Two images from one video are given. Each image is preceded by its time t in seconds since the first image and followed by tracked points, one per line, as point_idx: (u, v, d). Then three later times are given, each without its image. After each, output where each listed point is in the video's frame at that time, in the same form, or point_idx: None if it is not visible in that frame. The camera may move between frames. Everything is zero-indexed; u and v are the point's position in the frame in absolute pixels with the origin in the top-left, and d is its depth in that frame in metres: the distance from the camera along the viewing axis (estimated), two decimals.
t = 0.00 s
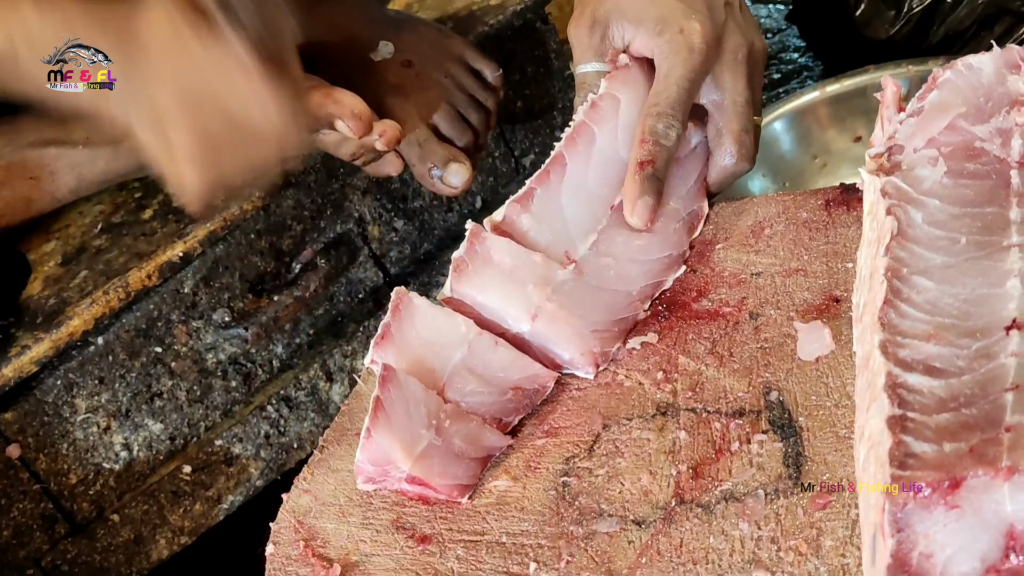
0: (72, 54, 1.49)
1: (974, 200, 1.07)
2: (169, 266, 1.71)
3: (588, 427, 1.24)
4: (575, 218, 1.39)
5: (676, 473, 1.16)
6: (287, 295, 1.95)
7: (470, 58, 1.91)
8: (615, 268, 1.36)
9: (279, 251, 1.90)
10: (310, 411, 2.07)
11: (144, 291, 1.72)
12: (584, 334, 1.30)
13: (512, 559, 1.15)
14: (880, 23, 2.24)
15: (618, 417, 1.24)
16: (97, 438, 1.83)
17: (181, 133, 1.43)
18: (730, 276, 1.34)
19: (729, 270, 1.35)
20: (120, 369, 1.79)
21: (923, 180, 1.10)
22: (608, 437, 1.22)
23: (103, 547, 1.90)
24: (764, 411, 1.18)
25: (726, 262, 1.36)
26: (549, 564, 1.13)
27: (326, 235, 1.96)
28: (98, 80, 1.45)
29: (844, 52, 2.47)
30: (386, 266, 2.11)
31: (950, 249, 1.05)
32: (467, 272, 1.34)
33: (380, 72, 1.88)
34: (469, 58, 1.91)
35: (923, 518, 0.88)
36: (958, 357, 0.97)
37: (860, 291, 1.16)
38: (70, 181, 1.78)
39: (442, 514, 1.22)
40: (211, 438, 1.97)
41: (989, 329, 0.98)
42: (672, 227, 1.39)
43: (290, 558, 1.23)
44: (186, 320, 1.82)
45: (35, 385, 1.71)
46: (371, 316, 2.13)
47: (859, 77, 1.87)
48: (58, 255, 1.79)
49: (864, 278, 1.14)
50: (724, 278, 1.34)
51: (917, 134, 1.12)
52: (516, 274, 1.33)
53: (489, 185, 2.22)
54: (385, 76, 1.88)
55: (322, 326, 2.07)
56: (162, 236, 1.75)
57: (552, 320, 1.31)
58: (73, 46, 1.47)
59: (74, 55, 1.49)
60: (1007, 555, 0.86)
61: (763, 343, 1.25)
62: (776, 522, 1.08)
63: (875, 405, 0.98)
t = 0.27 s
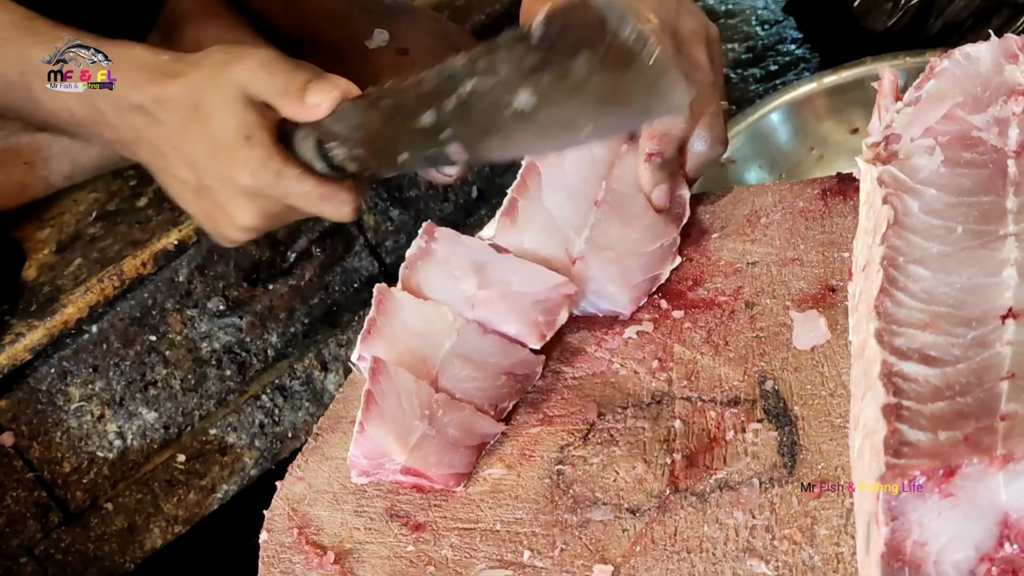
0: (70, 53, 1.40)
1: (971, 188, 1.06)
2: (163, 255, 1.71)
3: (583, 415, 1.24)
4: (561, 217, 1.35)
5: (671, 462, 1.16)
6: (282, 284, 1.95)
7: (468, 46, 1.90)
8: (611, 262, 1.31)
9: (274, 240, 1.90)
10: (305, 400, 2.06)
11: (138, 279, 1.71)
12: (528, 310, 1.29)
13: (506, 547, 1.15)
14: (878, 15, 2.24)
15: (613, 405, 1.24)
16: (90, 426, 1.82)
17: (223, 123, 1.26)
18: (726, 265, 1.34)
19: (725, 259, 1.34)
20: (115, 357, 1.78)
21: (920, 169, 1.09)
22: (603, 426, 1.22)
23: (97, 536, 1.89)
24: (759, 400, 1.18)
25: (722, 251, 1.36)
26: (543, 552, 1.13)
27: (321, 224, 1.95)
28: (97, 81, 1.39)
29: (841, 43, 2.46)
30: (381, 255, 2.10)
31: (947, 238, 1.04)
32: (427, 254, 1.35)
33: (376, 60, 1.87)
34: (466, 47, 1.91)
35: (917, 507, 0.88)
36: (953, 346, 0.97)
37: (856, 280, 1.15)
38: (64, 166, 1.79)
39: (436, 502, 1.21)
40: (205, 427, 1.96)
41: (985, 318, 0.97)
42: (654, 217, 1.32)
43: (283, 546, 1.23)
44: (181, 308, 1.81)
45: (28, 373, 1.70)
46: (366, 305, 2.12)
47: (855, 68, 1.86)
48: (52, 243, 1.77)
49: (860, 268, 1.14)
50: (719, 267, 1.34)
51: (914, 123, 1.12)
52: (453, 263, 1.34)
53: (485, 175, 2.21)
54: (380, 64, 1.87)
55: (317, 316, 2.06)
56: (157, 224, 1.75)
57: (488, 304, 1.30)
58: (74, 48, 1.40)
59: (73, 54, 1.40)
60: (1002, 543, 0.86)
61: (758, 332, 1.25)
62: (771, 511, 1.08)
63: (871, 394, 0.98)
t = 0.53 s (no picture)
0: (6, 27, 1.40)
1: (968, 179, 1.06)
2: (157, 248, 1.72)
3: (578, 406, 1.24)
4: (557, 212, 1.36)
5: (666, 453, 1.16)
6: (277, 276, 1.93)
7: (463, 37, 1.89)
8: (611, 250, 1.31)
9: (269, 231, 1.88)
10: (300, 392, 2.02)
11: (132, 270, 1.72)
12: (527, 301, 1.28)
13: (501, 538, 1.15)
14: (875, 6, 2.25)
15: (608, 396, 1.24)
16: (85, 418, 1.83)
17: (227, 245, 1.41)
18: (721, 256, 1.33)
19: (721, 250, 1.34)
20: (109, 348, 1.79)
21: (916, 160, 1.09)
22: (597, 417, 1.22)
23: (91, 528, 1.88)
24: (754, 391, 1.18)
25: (718, 242, 1.35)
26: (537, 543, 1.13)
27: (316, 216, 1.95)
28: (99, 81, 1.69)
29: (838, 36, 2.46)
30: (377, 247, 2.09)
31: (943, 228, 1.04)
32: (425, 246, 1.32)
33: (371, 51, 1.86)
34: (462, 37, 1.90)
35: (913, 497, 0.87)
36: (949, 336, 0.97)
37: (852, 270, 1.15)
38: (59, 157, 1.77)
39: (430, 493, 1.21)
40: (200, 419, 1.94)
41: (981, 309, 0.97)
42: (653, 208, 1.34)
43: (277, 536, 1.22)
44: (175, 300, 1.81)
45: (23, 363, 1.73)
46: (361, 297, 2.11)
47: (852, 60, 1.86)
48: (47, 234, 1.75)
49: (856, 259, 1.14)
50: (715, 258, 1.33)
51: (910, 114, 1.11)
52: (450, 254, 1.32)
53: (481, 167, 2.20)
54: (376, 54, 1.86)
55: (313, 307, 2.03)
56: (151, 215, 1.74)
57: (487, 296, 1.29)
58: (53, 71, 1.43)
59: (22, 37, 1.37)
60: (997, 534, 0.86)
61: (754, 323, 1.24)
62: (766, 502, 1.08)
63: (866, 384, 0.98)
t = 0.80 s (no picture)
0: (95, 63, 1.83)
1: (961, 177, 1.06)
2: (151, 244, 1.70)
3: (571, 404, 1.24)
4: (558, 209, 1.34)
5: (659, 452, 1.16)
6: (271, 273, 1.93)
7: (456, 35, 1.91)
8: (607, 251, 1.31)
9: (264, 229, 1.88)
10: (295, 388, 2.05)
11: (127, 268, 1.70)
12: (522, 304, 1.27)
13: (493, 536, 1.15)
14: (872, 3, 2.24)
15: (602, 394, 1.24)
16: (79, 415, 1.81)
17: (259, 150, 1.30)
18: (715, 254, 1.33)
19: (714, 248, 1.34)
20: (103, 346, 1.77)
21: (910, 158, 1.09)
22: (591, 416, 1.22)
23: (85, 525, 1.88)
24: (747, 389, 1.18)
25: (711, 240, 1.35)
26: (530, 541, 1.13)
27: (311, 213, 1.94)
28: (97, 81, 1.81)
29: (834, 33, 2.45)
30: (371, 244, 2.09)
31: (935, 227, 1.04)
32: (423, 242, 1.34)
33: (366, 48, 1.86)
34: (455, 35, 1.91)
35: (904, 498, 0.87)
36: (941, 336, 0.97)
37: (845, 269, 1.15)
38: (52, 154, 1.77)
39: (424, 492, 1.21)
40: (195, 416, 1.95)
41: (973, 308, 0.97)
42: (651, 209, 1.34)
43: (269, 535, 1.22)
44: (170, 296, 1.80)
45: (16, 361, 1.69)
46: (356, 294, 2.11)
47: (850, 57, 1.85)
48: (41, 231, 1.76)
49: (849, 257, 1.14)
50: (709, 256, 1.33)
51: (904, 112, 1.11)
52: (447, 252, 1.33)
53: (476, 164, 2.20)
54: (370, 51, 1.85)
55: (307, 305, 2.03)
56: (145, 212, 1.74)
57: (485, 295, 1.29)
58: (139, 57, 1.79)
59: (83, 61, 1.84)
60: (988, 533, 0.86)
61: (747, 321, 1.24)
62: (759, 501, 1.08)
63: (858, 383, 0.98)
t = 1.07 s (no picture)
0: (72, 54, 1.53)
1: (956, 173, 1.06)
2: (150, 240, 1.73)
3: (569, 400, 1.24)
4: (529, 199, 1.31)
5: (656, 447, 1.16)
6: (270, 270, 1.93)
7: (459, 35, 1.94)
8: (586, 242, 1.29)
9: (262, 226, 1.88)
10: (294, 385, 2.04)
11: (126, 265, 1.73)
12: (521, 293, 1.28)
13: (492, 531, 1.15)
14: None
15: (599, 389, 1.24)
16: (78, 412, 1.83)
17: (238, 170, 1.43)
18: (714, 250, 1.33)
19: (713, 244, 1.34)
20: (103, 343, 1.79)
21: (905, 154, 1.09)
22: (588, 411, 1.22)
23: (84, 522, 1.88)
24: (744, 384, 1.18)
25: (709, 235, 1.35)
26: (528, 536, 1.14)
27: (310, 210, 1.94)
28: (97, 81, 1.48)
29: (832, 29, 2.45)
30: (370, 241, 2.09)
31: (931, 222, 1.04)
32: (411, 241, 1.31)
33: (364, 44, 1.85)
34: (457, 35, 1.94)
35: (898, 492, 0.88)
36: (936, 330, 0.97)
37: (841, 264, 1.15)
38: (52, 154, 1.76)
39: (422, 487, 1.21)
40: (194, 413, 1.94)
41: (968, 303, 0.97)
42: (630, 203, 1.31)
43: (269, 530, 1.23)
44: (168, 293, 1.83)
45: (16, 358, 1.74)
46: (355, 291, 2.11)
47: (847, 54, 1.85)
48: (39, 229, 1.76)
49: (846, 252, 1.14)
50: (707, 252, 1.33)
51: (901, 107, 1.11)
52: (437, 247, 1.30)
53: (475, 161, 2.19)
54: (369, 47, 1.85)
55: (306, 301, 2.03)
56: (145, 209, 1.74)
57: (482, 288, 1.28)
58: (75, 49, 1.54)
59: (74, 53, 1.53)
60: (982, 527, 0.87)
61: (744, 317, 1.25)
62: (755, 496, 1.09)
63: (854, 377, 0.98)
